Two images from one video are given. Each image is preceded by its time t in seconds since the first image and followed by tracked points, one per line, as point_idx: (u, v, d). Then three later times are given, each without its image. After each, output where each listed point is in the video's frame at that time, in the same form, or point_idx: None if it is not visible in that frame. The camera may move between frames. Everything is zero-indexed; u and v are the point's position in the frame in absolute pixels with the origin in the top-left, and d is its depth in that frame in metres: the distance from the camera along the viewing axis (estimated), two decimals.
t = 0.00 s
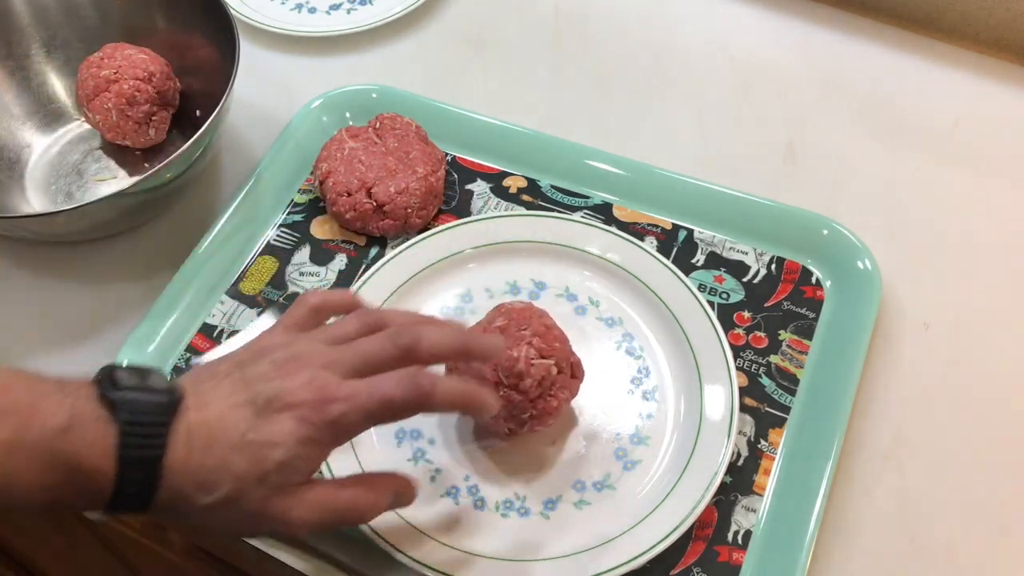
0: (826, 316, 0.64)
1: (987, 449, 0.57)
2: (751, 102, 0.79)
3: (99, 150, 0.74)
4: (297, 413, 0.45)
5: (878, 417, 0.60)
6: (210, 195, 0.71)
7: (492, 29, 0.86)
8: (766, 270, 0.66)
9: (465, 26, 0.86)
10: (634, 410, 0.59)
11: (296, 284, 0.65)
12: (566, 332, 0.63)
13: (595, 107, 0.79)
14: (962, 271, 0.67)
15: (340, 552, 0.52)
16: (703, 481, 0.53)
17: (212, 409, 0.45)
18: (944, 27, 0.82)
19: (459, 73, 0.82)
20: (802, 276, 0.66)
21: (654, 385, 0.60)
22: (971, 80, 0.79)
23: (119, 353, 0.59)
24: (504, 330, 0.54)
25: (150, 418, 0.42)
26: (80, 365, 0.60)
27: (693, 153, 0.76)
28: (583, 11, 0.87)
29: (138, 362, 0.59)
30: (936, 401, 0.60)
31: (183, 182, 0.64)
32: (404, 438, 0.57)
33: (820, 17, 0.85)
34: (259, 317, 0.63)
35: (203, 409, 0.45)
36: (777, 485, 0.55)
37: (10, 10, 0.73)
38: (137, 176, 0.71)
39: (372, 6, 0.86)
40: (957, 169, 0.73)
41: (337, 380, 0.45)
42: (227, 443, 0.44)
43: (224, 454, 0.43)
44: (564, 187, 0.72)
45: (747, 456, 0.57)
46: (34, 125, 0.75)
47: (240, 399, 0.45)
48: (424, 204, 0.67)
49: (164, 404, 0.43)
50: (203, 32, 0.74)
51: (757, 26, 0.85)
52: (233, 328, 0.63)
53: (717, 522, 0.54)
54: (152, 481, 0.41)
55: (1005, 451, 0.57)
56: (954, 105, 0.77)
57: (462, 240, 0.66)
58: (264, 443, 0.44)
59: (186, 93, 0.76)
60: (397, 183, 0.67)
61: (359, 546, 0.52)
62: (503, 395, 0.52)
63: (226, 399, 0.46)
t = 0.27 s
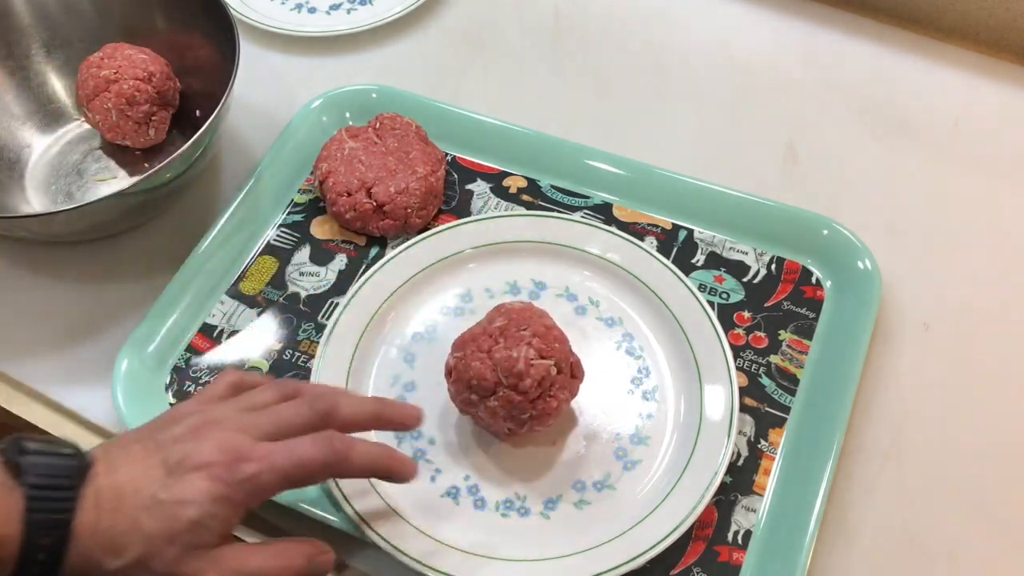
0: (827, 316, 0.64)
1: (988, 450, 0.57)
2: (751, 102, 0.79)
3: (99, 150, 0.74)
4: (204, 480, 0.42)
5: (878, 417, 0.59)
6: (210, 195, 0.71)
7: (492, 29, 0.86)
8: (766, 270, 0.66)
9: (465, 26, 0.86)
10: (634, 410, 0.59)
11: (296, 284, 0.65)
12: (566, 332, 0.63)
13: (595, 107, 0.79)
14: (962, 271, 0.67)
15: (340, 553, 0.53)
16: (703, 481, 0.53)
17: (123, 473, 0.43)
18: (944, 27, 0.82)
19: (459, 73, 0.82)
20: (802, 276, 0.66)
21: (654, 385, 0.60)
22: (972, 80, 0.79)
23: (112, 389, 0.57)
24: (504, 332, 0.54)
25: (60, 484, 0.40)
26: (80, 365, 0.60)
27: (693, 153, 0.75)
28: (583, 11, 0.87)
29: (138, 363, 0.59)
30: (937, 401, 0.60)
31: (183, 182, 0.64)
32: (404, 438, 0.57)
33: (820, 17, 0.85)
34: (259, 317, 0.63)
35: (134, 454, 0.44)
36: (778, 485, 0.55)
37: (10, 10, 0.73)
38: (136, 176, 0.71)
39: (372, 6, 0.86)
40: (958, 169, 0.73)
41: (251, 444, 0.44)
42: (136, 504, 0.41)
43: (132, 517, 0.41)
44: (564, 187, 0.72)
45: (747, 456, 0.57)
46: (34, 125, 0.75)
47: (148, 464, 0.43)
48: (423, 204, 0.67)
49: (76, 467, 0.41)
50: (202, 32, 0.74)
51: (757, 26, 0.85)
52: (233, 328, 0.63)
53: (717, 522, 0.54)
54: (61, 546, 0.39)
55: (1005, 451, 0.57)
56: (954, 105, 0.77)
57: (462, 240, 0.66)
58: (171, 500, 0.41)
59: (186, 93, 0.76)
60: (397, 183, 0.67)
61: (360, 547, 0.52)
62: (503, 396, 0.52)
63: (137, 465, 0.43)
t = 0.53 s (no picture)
0: (827, 316, 0.64)
1: (988, 450, 0.57)
2: (751, 102, 0.79)
3: (98, 150, 0.74)
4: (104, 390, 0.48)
5: (878, 417, 0.59)
6: (209, 195, 0.71)
7: (492, 29, 0.86)
8: (766, 270, 0.66)
9: (465, 26, 0.86)
10: (634, 410, 0.59)
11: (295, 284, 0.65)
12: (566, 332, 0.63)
13: (595, 107, 0.79)
14: (962, 271, 0.67)
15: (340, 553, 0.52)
16: (703, 481, 0.53)
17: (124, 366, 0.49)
18: (944, 27, 0.82)
19: (459, 73, 0.82)
20: (802, 276, 0.66)
21: (654, 385, 0.60)
22: (972, 80, 0.79)
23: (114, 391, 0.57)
24: (503, 332, 0.54)
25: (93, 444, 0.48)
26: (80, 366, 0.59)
27: (693, 153, 0.75)
28: (583, 11, 0.87)
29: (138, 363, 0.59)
30: (937, 401, 0.60)
31: (183, 182, 0.64)
32: (404, 438, 0.57)
33: (820, 17, 0.85)
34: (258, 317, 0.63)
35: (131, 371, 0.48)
36: (778, 485, 0.55)
37: (10, 9, 0.73)
38: (137, 176, 0.71)
39: (372, 6, 0.86)
40: (957, 169, 0.73)
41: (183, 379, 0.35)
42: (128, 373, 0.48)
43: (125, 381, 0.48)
44: (564, 187, 0.72)
45: (747, 456, 0.57)
46: (34, 125, 0.75)
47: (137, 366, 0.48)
48: (423, 204, 0.67)
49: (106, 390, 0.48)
50: (203, 32, 0.74)
51: (757, 26, 0.85)
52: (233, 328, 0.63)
53: (717, 522, 0.54)
54: None
55: (1005, 451, 0.57)
56: (954, 105, 0.77)
57: (462, 240, 0.66)
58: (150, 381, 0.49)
59: (186, 93, 0.76)
60: (397, 183, 0.67)
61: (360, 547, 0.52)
62: (502, 396, 0.52)
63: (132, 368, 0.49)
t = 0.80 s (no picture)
0: (827, 316, 0.64)
1: (988, 451, 0.57)
2: (751, 102, 0.79)
3: (98, 150, 0.73)
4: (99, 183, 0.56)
5: (879, 418, 0.59)
6: (209, 195, 0.71)
7: (492, 29, 0.86)
8: (766, 270, 0.66)
9: (465, 26, 0.86)
10: (634, 410, 0.59)
11: (296, 284, 0.65)
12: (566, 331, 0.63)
13: (595, 107, 0.79)
14: (962, 271, 0.67)
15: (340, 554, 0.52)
16: (703, 481, 0.53)
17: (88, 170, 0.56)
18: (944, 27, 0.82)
19: (459, 74, 0.82)
20: (802, 276, 0.66)
21: (654, 385, 0.60)
22: (972, 80, 0.79)
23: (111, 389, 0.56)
24: (502, 332, 0.54)
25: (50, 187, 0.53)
26: (80, 366, 0.59)
27: (693, 153, 0.75)
28: (583, 11, 0.87)
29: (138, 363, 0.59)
30: (937, 401, 0.60)
31: (183, 182, 0.64)
32: (404, 438, 0.57)
33: (820, 17, 0.85)
34: (258, 317, 0.63)
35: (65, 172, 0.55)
36: (778, 485, 0.55)
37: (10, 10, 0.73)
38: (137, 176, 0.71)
39: (372, 6, 0.86)
40: (957, 169, 0.73)
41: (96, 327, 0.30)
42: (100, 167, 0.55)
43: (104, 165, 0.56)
44: (564, 187, 0.72)
45: (747, 456, 0.57)
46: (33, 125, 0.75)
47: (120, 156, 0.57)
48: (423, 204, 0.67)
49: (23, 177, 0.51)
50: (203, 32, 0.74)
51: (757, 26, 0.85)
52: (233, 328, 0.63)
53: (717, 522, 0.54)
54: None
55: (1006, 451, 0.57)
56: (954, 105, 0.77)
57: (462, 240, 0.66)
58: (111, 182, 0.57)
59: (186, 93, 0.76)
60: (397, 183, 0.67)
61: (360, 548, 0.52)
62: (502, 396, 0.52)
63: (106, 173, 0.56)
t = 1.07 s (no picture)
0: (827, 316, 0.64)
1: (988, 451, 0.57)
2: (751, 102, 0.79)
3: (99, 150, 0.74)
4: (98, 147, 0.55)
5: (878, 417, 0.59)
6: (209, 195, 0.71)
7: (492, 29, 0.86)
8: (766, 270, 0.66)
9: (464, 27, 0.86)
10: (634, 410, 0.59)
11: (296, 284, 0.65)
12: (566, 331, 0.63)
13: (595, 107, 0.79)
14: (962, 271, 0.67)
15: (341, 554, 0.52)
16: (703, 481, 0.53)
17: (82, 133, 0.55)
18: (943, 27, 0.82)
19: (459, 73, 0.82)
20: (802, 276, 0.66)
21: (654, 385, 0.60)
22: (972, 79, 0.79)
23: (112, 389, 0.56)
24: (502, 333, 0.54)
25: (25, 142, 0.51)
26: (81, 366, 0.59)
27: (693, 153, 0.76)
28: (583, 11, 0.87)
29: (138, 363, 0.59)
30: (937, 401, 0.60)
31: (183, 182, 0.64)
32: (404, 438, 0.57)
33: (820, 17, 0.85)
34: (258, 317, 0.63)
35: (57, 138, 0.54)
36: (778, 485, 0.56)
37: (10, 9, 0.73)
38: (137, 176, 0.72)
39: (372, 6, 0.86)
40: (957, 169, 0.73)
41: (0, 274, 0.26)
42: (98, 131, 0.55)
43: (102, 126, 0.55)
44: (564, 186, 0.72)
45: (747, 456, 0.57)
46: (34, 125, 0.75)
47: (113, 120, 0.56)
48: (423, 204, 0.67)
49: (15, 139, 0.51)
50: (203, 32, 0.74)
51: (757, 26, 0.85)
52: (233, 328, 0.63)
53: (717, 522, 0.54)
54: None
55: (1006, 451, 0.57)
56: (954, 105, 0.77)
57: (462, 240, 0.66)
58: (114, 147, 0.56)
59: (186, 93, 0.76)
60: (397, 183, 0.67)
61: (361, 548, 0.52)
62: (502, 396, 0.52)
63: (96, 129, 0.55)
